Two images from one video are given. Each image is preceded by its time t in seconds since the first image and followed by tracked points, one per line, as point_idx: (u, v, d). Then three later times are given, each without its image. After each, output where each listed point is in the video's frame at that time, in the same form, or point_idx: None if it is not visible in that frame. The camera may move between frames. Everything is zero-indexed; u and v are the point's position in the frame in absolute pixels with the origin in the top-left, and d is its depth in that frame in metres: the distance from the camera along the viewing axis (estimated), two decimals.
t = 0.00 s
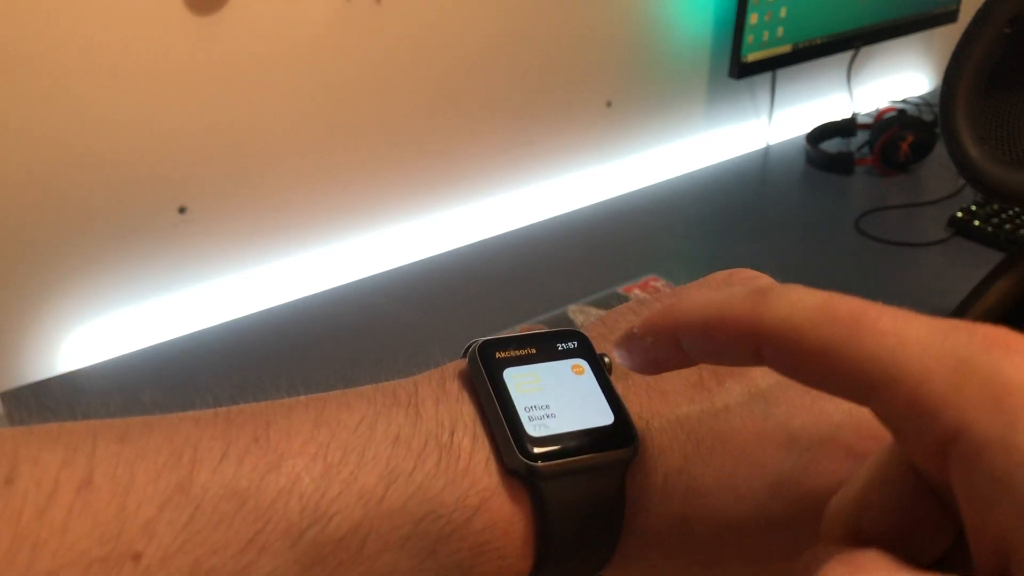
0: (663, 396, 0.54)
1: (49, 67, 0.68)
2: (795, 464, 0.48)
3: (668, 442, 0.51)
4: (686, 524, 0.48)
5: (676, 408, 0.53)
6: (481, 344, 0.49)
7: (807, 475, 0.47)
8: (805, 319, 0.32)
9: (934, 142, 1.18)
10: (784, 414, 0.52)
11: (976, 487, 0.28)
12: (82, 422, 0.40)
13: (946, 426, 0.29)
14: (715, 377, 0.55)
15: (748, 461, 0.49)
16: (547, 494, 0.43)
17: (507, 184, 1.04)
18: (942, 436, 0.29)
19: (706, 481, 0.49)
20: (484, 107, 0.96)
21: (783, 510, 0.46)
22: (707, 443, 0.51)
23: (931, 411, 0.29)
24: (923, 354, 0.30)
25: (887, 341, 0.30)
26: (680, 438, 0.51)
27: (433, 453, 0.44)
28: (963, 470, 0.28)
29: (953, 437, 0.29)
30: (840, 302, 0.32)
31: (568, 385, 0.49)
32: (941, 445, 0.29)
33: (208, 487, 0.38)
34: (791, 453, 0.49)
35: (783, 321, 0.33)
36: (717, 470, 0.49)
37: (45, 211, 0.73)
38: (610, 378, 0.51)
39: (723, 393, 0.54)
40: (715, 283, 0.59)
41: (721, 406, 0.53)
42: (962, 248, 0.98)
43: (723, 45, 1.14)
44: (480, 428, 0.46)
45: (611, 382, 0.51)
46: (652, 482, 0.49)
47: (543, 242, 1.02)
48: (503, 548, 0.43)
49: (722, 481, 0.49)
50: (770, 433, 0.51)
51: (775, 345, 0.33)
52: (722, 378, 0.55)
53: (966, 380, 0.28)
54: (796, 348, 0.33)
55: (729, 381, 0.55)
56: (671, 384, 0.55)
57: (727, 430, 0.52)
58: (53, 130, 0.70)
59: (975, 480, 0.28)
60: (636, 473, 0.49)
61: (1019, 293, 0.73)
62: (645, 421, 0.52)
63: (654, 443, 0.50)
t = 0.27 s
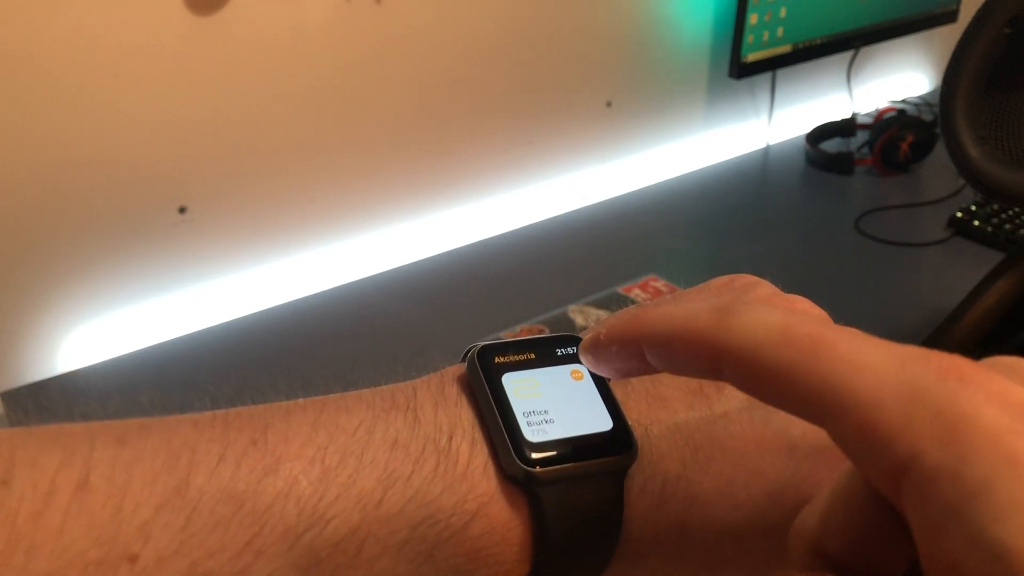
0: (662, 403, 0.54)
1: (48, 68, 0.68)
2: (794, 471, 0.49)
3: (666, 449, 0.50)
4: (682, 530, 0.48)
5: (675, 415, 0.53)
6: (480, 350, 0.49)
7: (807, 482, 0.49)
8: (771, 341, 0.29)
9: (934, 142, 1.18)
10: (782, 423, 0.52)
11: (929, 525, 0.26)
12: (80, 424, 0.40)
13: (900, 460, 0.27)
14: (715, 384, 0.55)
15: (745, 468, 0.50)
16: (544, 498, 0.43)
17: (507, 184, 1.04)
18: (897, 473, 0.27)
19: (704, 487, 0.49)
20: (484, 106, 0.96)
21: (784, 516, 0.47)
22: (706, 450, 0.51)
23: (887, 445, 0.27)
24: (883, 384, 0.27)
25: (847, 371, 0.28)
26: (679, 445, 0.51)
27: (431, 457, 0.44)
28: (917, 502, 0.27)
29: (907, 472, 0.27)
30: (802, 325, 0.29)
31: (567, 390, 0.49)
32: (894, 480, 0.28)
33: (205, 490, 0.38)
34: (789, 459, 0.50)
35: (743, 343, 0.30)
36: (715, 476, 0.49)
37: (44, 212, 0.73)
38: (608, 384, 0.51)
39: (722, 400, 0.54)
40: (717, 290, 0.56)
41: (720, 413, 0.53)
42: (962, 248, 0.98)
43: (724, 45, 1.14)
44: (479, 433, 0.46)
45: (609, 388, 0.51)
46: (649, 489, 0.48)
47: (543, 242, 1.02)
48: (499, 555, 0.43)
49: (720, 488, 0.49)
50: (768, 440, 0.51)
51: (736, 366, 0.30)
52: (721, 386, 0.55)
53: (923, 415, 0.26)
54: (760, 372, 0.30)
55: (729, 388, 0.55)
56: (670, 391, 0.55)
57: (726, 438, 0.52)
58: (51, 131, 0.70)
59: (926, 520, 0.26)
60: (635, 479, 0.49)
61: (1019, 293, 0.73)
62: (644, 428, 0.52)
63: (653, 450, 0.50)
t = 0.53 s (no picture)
0: (656, 400, 0.54)
1: (46, 68, 0.68)
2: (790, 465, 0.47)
3: (660, 446, 0.51)
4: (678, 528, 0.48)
5: (670, 411, 0.53)
6: (475, 347, 0.49)
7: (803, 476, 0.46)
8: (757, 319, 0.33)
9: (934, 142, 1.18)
10: (776, 417, 0.51)
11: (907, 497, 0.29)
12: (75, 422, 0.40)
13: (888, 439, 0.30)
14: (709, 380, 0.55)
15: (740, 465, 0.49)
16: (539, 496, 0.43)
17: (507, 184, 1.04)
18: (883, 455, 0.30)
19: (698, 484, 0.49)
20: (484, 106, 0.96)
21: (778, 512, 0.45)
22: (701, 446, 0.51)
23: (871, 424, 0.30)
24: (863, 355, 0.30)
25: (826, 352, 0.31)
26: (674, 441, 0.51)
27: (425, 455, 0.44)
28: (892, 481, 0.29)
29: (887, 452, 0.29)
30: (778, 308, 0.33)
31: (562, 387, 0.49)
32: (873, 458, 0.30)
33: (199, 488, 0.38)
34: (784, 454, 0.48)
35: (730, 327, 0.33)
36: (709, 473, 0.49)
37: (43, 213, 0.73)
38: (604, 381, 0.51)
39: (716, 397, 0.54)
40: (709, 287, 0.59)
41: (714, 409, 0.53)
42: (962, 248, 0.98)
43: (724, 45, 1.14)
44: (474, 431, 0.46)
45: (605, 385, 0.51)
46: (643, 485, 0.49)
47: (543, 242, 1.02)
48: (496, 551, 0.43)
49: (714, 484, 0.49)
50: (762, 436, 0.50)
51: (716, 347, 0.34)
52: (716, 381, 0.55)
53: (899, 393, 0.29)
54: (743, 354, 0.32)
55: (722, 383, 0.55)
56: (666, 388, 0.55)
57: (721, 432, 0.52)
58: (50, 130, 0.70)
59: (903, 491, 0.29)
60: (629, 476, 0.49)
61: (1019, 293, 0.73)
62: (639, 424, 0.52)
63: (647, 447, 0.51)
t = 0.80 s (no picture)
0: (652, 402, 0.54)
1: (46, 68, 0.68)
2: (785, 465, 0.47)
3: (656, 449, 0.51)
4: (674, 529, 0.48)
5: (666, 413, 0.53)
6: (472, 350, 0.49)
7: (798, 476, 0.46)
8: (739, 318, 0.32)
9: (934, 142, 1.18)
10: (772, 419, 0.51)
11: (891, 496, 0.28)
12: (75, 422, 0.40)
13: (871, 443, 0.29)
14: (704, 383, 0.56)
15: (736, 466, 0.49)
16: (535, 497, 0.43)
17: (507, 185, 1.04)
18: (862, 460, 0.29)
19: (694, 485, 0.49)
20: (484, 106, 0.96)
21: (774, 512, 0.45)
22: (697, 448, 0.51)
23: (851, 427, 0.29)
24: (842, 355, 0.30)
25: (810, 352, 0.30)
26: (669, 443, 0.51)
27: (422, 456, 0.45)
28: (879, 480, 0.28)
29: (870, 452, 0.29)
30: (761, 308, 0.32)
31: (559, 389, 0.49)
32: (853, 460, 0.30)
33: (198, 488, 0.38)
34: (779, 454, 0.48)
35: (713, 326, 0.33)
36: (705, 474, 0.49)
37: (44, 213, 0.73)
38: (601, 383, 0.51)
39: (711, 400, 0.55)
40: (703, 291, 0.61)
41: (710, 411, 0.54)
42: (962, 248, 0.98)
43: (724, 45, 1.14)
44: (471, 433, 0.47)
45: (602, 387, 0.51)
46: (639, 487, 0.49)
47: (543, 242, 1.02)
48: (492, 552, 0.43)
49: (710, 486, 0.49)
50: (757, 437, 0.51)
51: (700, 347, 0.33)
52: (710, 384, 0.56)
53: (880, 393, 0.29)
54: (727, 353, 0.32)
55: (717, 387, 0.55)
56: (662, 391, 0.55)
57: (715, 434, 0.52)
58: (50, 130, 0.70)
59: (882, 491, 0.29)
60: (625, 478, 0.49)
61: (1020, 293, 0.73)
62: (635, 426, 0.52)
63: (644, 449, 0.51)
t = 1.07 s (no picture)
0: (643, 402, 0.53)
1: (43, 68, 0.68)
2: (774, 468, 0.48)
3: (646, 449, 0.50)
4: (664, 529, 0.48)
5: (655, 413, 0.52)
6: (463, 350, 0.49)
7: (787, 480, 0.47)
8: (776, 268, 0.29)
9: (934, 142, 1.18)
10: (763, 418, 0.51)
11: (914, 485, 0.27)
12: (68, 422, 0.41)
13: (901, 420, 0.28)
14: (695, 382, 0.54)
15: (726, 466, 0.49)
16: (525, 497, 0.43)
17: (507, 185, 1.04)
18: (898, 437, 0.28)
19: (683, 486, 0.49)
20: (484, 106, 0.96)
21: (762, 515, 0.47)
22: (685, 447, 0.50)
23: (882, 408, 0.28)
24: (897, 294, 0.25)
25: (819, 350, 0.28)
26: (658, 443, 0.50)
27: (414, 455, 0.44)
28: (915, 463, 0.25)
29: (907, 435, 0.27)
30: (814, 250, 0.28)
31: (549, 389, 0.48)
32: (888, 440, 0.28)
33: (190, 487, 0.38)
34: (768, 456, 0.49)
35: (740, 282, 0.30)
36: (694, 474, 0.49)
37: (43, 213, 0.73)
38: (592, 384, 0.51)
39: (702, 398, 0.53)
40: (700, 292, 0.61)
41: (700, 411, 0.52)
42: (962, 249, 0.98)
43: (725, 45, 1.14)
44: (461, 433, 0.46)
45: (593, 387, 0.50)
46: (629, 487, 0.48)
47: (544, 241, 1.02)
48: (482, 550, 0.43)
49: (699, 485, 0.48)
50: (745, 437, 0.50)
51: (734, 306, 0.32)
52: (702, 384, 0.54)
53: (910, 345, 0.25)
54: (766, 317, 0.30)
55: (709, 386, 0.54)
56: (651, 390, 0.54)
57: (706, 435, 0.51)
58: (47, 131, 0.70)
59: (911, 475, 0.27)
60: (616, 478, 0.49)
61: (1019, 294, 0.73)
62: (625, 425, 0.51)
63: (633, 448, 0.50)
